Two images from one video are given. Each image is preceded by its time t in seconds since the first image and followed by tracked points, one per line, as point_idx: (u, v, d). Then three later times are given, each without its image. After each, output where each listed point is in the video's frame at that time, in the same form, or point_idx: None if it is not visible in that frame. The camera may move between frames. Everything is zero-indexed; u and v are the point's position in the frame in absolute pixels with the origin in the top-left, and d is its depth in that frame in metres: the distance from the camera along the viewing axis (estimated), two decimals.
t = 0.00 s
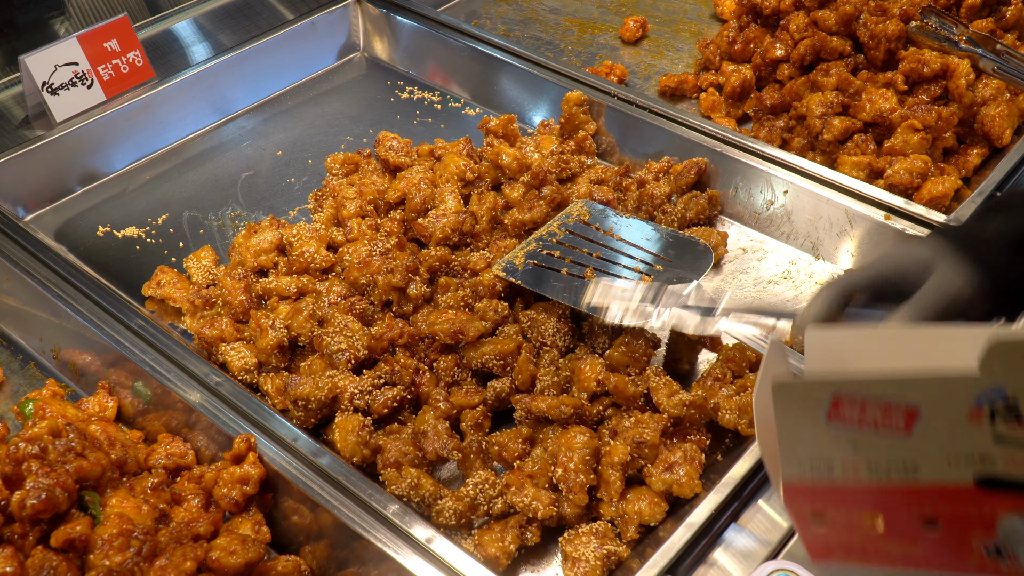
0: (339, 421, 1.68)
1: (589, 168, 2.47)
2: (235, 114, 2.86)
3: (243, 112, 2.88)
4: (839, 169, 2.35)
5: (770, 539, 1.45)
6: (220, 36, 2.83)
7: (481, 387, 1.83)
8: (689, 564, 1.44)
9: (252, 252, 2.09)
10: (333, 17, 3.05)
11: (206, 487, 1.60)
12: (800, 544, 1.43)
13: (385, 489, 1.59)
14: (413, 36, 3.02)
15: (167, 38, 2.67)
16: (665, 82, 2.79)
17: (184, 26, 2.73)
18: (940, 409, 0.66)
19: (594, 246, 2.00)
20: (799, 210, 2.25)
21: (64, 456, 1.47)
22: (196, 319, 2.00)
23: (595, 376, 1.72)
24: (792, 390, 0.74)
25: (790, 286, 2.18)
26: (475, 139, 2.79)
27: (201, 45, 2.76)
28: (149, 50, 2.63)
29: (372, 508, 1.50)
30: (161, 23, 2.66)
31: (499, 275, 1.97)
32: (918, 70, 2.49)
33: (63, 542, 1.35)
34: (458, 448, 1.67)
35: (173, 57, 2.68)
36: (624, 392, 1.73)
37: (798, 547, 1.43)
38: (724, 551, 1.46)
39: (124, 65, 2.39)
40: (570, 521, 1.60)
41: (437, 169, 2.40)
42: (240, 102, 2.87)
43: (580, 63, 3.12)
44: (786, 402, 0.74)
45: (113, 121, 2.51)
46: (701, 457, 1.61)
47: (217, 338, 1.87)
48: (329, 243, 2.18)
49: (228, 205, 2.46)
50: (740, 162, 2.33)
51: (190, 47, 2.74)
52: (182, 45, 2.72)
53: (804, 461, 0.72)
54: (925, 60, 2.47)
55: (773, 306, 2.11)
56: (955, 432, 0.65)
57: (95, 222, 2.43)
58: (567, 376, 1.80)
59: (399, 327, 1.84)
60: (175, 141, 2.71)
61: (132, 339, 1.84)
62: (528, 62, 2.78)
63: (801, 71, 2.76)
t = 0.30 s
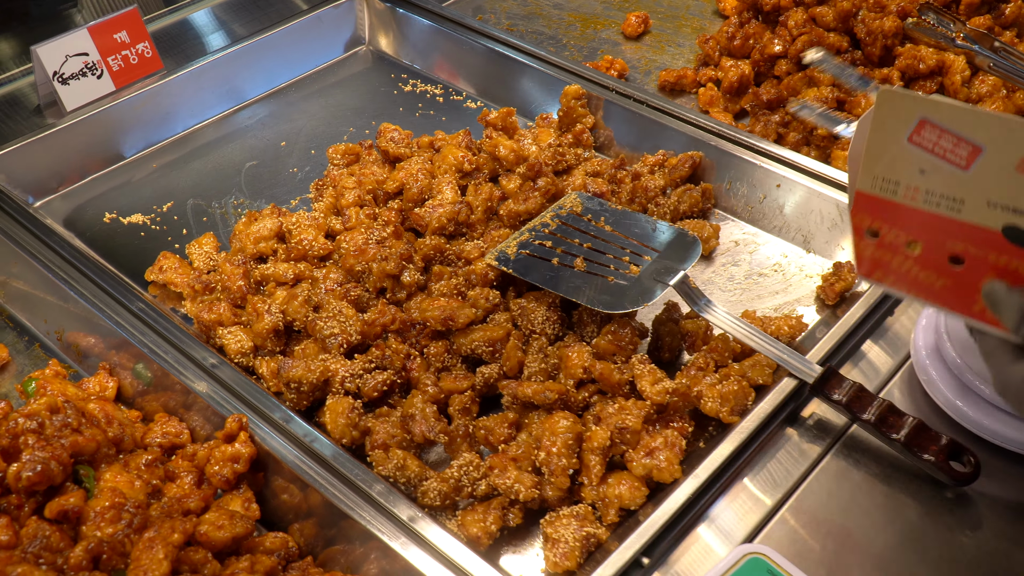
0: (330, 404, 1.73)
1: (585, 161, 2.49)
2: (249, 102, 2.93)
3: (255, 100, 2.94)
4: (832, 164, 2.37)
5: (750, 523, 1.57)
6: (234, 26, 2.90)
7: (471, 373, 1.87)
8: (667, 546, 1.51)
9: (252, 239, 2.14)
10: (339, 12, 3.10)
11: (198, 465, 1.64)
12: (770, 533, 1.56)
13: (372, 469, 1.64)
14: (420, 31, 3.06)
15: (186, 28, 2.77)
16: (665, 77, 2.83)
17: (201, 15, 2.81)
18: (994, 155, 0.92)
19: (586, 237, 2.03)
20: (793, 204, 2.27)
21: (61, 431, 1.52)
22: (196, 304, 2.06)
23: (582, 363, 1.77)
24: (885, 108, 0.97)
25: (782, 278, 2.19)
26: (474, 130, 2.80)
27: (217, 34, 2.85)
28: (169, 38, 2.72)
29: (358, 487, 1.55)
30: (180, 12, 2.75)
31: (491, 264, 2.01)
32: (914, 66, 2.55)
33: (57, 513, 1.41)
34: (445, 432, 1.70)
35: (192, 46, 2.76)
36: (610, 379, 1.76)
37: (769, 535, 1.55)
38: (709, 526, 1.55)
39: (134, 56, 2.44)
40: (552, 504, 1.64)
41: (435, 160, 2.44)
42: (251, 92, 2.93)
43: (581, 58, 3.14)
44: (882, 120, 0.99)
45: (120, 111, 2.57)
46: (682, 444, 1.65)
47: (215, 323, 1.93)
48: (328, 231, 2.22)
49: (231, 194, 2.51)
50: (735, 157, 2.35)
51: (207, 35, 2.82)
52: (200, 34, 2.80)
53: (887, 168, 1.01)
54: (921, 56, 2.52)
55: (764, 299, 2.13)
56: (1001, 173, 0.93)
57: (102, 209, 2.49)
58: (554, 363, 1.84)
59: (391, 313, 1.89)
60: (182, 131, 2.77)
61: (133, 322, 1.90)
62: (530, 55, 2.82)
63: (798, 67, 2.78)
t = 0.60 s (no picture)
0: (301, 394, 1.78)
1: (563, 161, 2.54)
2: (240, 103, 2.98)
3: (263, 93, 3.04)
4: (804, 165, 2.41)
5: (717, 498, 1.64)
6: (241, 22, 2.96)
7: (441, 366, 1.92)
8: (620, 534, 1.56)
9: (235, 235, 2.19)
10: (330, 15, 3.16)
11: (172, 452, 1.70)
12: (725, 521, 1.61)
13: (341, 458, 1.70)
14: (413, 35, 3.10)
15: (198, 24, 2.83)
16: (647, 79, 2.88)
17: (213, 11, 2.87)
18: (952, 173, 1.56)
19: (557, 234, 2.08)
20: (766, 204, 2.32)
21: (36, 416, 1.60)
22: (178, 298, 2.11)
23: (548, 356, 1.82)
24: (869, 135, 1.66)
25: (751, 277, 2.24)
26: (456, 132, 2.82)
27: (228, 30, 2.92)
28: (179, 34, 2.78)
29: (324, 475, 1.62)
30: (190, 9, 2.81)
31: (464, 261, 2.06)
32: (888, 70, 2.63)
33: (30, 495, 1.47)
34: (412, 422, 1.76)
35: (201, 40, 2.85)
36: (574, 372, 1.81)
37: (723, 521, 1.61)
38: (679, 498, 1.64)
39: (128, 57, 2.51)
40: (514, 493, 1.69)
41: (417, 160, 2.49)
42: (260, 85, 3.03)
43: (567, 61, 3.18)
44: (866, 145, 1.69)
45: (113, 110, 2.63)
46: (641, 435, 1.70)
47: (196, 316, 1.99)
48: (310, 229, 2.27)
49: (220, 192, 2.56)
50: (709, 158, 2.41)
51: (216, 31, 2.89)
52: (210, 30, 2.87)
53: (869, 181, 1.74)
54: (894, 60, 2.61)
55: (733, 297, 2.18)
56: (957, 184, 1.57)
57: (93, 206, 2.56)
58: (522, 357, 1.89)
59: (364, 308, 1.94)
60: (174, 130, 2.83)
61: (116, 314, 1.97)
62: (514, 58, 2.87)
63: (776, 70, 2.86)
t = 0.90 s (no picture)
0: (273, 405, 1.84)
1: (540, 183, 2.59)
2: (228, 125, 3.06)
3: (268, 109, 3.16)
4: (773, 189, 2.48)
5: (687, 495, 1.72)
6: (246, 42, 3.09)
7: (411, 379, 1.97)
8: (576, 542, 1.61)
9: (217, 252, 2.25)
10: (321, 42, 3.24)
11: (145, 459, 1.75)
12: (679, 530, 1.66)
13: (308, 466, 1.75)
14: (398, 60, 3.18)
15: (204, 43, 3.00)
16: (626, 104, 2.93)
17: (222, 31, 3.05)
18: (900, 220, 1.64)
19: (528, 253, 2.13)
20: (736, 226, 2.37)
21: (11, 422, 1.67)
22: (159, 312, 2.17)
23: (514, 370, 1.87)
24: (828, 170, 1.72)
25: (719, 296, 2.29)
26: (438, 154, 2.92)
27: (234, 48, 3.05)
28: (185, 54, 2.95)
29: (291, 481, 1.67)
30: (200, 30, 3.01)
31: (437, 278, 2.12)
32: (858, 96, 2.67)
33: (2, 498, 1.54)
34: (380, 432, 1.81)
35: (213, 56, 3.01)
36: (539, 386, 1.87)
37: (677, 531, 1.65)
38: (651, 494, 1.72)
39: (121, 80, 2.61)
40: (476, 502, 1.73)
41: (398, 181, 2.54)
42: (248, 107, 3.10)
43: (550, 87, 3.22)
44: (824, 179, 1.75)
45: (104, 131, 2.72)
46: (600, 446, 1.75)
47: (174, 329, 2.05)
48: (290, 246, 2.32)
49: (206, 211, 2.63)
50: (680, 180, 2.47)
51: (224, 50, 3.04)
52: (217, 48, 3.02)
53: (828, 209, 1.80)
54: (863, 88, 2.64)
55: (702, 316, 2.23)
56: (903, 230, 1.65)
57: (82, 223, 2.64)
58: (490, 371, 1.94)
59: (337, 321, 2.00)
60: (163, 151, 2.91)
61: (96, 326, 2.03)
62: (498, 84, 2.94)
63: (752, 96, 2.92)
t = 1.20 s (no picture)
0: (245, 403, 1.87)
1: (516, 190, 2.61)
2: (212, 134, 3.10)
3: (268, 111, 3.23)
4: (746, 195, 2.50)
5: (659, 482, 1.77)
6: (245, 47, 3.19)
7: (382, 379, 2.00)
8: (534, 538, 1.64)
9: (196, 255, 2.29)
10: (312, 54, 3.30)
11: (116, 456, 1.78)
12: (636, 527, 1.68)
13: (277, 463, 1.79)
14: (382, 70, 3.20)
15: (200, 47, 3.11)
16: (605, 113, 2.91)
17: (223, 37, 3.16)
18: (852, 221, 1.70)
19: (501, 256, 2.16)
20: (709, 231, 2.41)
21: None
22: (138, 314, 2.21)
23: (482, 369, 1.90)
24: (785, 172, 1.77)
25: (690, 299, 2.32)
26: (418, 160, 2.87)
27: (234, 52, 3.16)
28: (182, 58, 3.06)
29: (257, 476, 1.70)
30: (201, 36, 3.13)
31: (410, 280, 2.14)
32: (832, 104, 2.66)
33: None
34: (348, 430, 1.85)
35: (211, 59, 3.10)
36: (507, 385, 1.90)
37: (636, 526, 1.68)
38: (623, 483, 1.77)
39: (108, 88, 2.66)
40: (441, 498, 1.77)
41: (377, 187, 2.55)
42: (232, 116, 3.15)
43: (532, 95, 3.17)
44: (782, 181, 1.80)
45: (90, 138, 2.76)
46: (564, 443, 1.78)
47: (151, 329, 2.09)
48: (268, 250, 2.36)
49: (188, 217, 2.67)
50: (655, 186, 2.50)
51: (225, 55, 3.14)
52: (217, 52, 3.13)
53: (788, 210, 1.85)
54: (837, 95, 2.64)
55: (674, 319, 2.25)
56: (856, 231, 1.71)
57: (67, 228, 2.68)
58: (460, 371, 1.97)
59: (310, 322, 2.04)
60: (149, 159, 2.96)
61: (75, 327, 2.07)
62: (480, 94, 2.96)
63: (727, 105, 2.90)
